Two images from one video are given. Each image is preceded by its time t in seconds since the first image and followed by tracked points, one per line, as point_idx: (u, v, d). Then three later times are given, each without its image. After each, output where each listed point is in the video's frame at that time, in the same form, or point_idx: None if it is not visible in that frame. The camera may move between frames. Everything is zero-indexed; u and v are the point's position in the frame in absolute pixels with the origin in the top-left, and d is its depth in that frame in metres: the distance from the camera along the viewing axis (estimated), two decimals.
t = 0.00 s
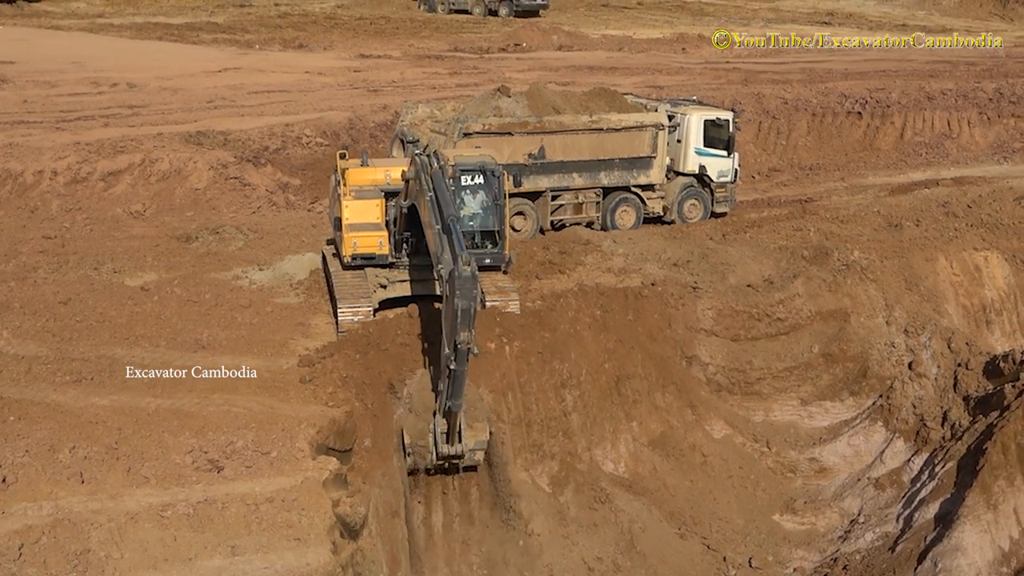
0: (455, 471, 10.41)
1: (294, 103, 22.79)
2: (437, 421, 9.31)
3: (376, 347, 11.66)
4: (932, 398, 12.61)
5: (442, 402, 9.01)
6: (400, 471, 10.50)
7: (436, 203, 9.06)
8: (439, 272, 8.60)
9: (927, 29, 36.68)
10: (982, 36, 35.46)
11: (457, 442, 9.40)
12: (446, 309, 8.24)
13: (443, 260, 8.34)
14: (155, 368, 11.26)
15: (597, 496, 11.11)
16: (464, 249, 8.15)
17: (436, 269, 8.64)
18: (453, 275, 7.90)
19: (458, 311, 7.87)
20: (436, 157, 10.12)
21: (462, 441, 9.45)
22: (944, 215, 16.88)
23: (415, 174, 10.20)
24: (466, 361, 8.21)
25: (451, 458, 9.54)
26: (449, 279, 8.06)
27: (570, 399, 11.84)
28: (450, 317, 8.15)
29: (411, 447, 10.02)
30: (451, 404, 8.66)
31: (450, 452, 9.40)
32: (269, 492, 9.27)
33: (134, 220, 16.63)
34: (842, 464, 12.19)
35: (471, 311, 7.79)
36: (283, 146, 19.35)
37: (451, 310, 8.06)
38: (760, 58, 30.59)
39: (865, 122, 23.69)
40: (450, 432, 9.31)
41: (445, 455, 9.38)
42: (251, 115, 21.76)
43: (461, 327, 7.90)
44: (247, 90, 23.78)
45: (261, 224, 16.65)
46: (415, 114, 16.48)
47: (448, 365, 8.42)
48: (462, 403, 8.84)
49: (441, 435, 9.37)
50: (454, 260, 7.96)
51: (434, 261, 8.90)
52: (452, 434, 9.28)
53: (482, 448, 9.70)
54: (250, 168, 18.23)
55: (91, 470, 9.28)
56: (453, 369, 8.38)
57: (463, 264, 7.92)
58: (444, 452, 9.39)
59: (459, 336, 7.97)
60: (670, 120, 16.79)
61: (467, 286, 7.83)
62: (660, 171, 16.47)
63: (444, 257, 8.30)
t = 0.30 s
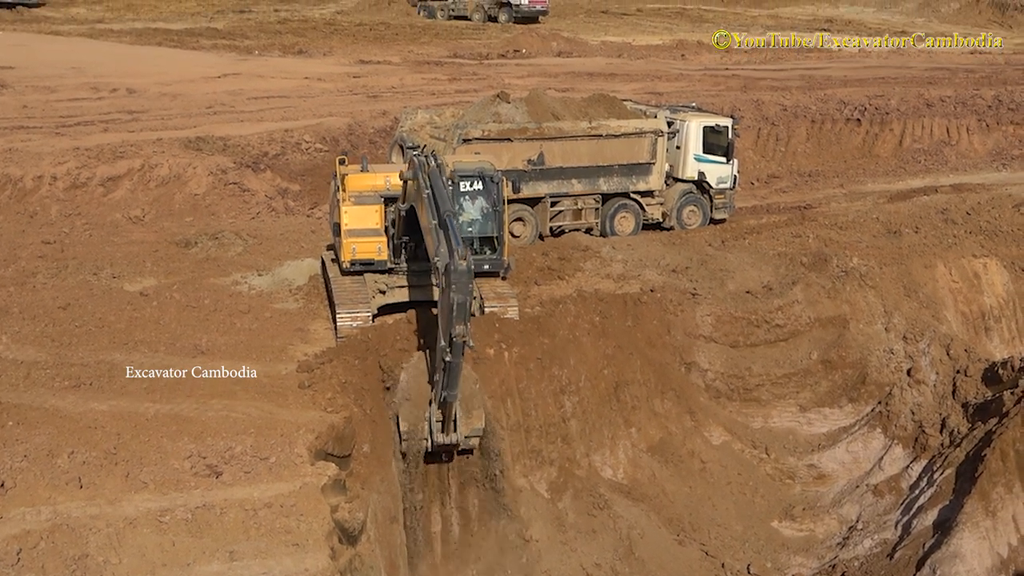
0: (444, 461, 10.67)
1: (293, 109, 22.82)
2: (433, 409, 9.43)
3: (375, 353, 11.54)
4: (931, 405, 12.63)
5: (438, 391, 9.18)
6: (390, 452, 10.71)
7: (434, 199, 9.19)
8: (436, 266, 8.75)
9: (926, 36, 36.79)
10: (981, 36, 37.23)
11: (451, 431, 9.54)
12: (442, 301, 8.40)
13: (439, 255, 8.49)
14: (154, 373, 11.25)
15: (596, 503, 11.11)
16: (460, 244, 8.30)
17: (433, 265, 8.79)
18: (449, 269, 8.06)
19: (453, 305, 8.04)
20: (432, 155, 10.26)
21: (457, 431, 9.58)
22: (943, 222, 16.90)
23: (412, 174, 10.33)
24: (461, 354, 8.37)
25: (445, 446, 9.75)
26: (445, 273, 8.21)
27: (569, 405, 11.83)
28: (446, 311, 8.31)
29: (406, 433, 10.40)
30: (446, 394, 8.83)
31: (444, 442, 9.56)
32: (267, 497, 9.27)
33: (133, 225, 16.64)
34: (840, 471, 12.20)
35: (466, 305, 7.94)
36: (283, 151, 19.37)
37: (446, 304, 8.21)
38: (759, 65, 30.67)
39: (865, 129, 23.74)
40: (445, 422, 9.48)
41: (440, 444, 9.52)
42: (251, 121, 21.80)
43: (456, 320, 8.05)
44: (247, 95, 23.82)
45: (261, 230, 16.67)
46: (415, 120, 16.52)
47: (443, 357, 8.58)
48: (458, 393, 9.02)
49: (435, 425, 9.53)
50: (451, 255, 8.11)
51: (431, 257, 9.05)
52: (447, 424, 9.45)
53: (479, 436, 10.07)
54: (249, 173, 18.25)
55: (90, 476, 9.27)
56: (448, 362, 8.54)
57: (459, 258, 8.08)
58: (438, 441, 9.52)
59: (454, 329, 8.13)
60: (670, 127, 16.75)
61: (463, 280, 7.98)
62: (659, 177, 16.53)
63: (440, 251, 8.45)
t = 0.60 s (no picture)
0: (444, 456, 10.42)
1: (293, 113, 22.85)
2: (433, 398, 9.22)
3: (374, 357, 11.64)
4: (930, 410, 12.64)
5: (438, 376, 8.95)
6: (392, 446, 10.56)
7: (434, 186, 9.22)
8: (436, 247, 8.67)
9: (926, 42, 36.84)
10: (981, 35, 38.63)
11: (453, 420, 9.26)
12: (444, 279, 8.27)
13: (440, 235, 8.43)
14: (153, 376, 11.25)
15: (595, 508, 11.10)
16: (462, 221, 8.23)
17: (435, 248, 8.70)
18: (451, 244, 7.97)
19: (454, 280, 7.91)
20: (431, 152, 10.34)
21: (459, 419, 9.29)
22: (943, 227, 16.91)
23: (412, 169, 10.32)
24: (462, 332, 8.21)
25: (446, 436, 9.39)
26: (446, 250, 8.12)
27: (568, 410, 11.83)
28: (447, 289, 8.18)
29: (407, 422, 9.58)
30: (445, 378, 8.65)
31: (446, 430, 9.24)
32: (266, 501, 9.26)
33: (133, 229, 16.66)
34: (840, 476, 12.18)
35: (467, 279, 7.81)
36: (282, 156, 19.38)
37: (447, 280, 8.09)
38: (759, 69, 30.73)
39: (864, 134, 23.77)
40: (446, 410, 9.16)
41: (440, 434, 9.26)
42: (251, 125, 21.82)
43: (457, 295, 7.91)
44: (247, 99, 23.85)
45: (260, 234, 16.68)
46: (415, 125, 16.55)
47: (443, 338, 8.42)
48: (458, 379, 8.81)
49: (437, 413, 9.22)
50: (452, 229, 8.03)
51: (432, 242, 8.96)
52: (448, 413, 9.12)
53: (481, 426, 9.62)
54: (249, 178, 18.27)
55: (89, 479, 9.26)
56: (449, 342, 8.36)
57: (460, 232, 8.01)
58: (439, 429, 9.23)
59: (455, 305, 7.98)
60: (670, 131, 16.85)
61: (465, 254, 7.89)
62: (659, 182, 16.52)
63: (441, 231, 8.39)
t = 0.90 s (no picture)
0: (454, 441, 10.44)
1: (293, 117, 22.87)
2: (441, 379, 9.20)
3: (372, 362, 11.63)
4: (929, 415, 12.66)
5: (444, 353, 8.97)
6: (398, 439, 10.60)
7: (437, 168, 9.38)
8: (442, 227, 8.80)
9: (925, 47, 36.90)
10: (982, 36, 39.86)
11: (460, 402, 9.22)
12: (452, 253, 8.38)
13: (446, 211, 8.55)
14: (152, 380, 11.24)
15: (593, 512, 11.05)
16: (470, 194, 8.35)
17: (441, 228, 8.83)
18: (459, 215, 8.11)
19: (463, 250, 8.01)
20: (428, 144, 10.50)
21: (466, 401, 9.24)
22: (942, 232, 16.93)
23: (412, 162, 10.44)
24: (470, 304, 8.28)
25: (452, 420, 9.36)
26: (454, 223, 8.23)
27: (567, 414, 11.84)
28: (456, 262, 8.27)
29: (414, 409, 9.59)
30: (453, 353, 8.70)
31: (452, 413, 9.21)
32: (265, 505, 9.26)
33: (132, 233, 16.66)
34: (839, 481, 12.14)
35: (475, 248, 7.92)
36: (282, 160, 19.39)
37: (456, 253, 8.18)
38: (758, 74, 30.81)
39: (863, 138, 23.81)
40: (453, 392, 9.20)
41: (448, 415, 9.20)
42: (251, 129, 21.85)
43: (466, 265, 8.00)
44: (246, 104, 23.87)
45: (259, 238, 16.68)
46: (415, 129, 16.56)
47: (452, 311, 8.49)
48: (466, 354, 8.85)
49: (444, 395, 9.23)
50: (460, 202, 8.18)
51: (436, 223, 9.06)
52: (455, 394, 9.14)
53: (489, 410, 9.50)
54: (248, 182, 18.27)
55: (87, 483, 9.26)
56: (457, 315, 8.43)
57: (467, 203, 8.16)
58: (445, 411, 9.20)
59: (464, 276, 8.06)
60: (669, 136, 16.91)
61: (473, 224, 7.99)
62: (658, 187, 16.54)
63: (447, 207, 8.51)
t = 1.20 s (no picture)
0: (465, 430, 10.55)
1: (292, 121, 22.88)
2: (455, 360, 8.88)
3: (371, 365, 11.73)
4: (928, 419, 12.68)
5: (460, 331, 8.79)
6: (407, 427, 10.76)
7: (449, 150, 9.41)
8: (457, 202, 8.72)
9: (924, 51, 36.96)
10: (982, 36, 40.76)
11: (474, 383, 8.88)
12: (469, 226, 8.32)
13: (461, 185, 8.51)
14: (151, 384, 11.24)
15: (592, 516, 11.00)
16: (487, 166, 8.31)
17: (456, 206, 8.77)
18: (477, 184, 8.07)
19: (480, 218, 7.95)
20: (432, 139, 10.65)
21: (481, 384, 8.90)
22: (940, 237, 16.96)
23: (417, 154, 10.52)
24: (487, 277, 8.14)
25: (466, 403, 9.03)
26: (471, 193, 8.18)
27: (566, 418, 11.86)
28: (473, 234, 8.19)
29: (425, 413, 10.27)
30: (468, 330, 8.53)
31: (466, 395, 8.86)
32: (263, 509, 9.25)
33: (131, 237, 16.67)
34: (838, 485, 12.11)
35: (493, 215, 7.85)
36: (281, 163, 19.40)
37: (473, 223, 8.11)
38: (757, 78, 30.85)
39: (862, 143, 23.84)
40: (468, 374, 8.84)
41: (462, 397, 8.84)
42: (250, 133, 21.86)
43: (483, 233, 7.92)
44: (246, 107, 23.88)
45: (258, 242, 16.68)
46: (414, 132, 16.60)
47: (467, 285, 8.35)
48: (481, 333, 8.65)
49: (459, 378, 8.90)
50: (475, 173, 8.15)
51: (450, 202, 9.01)
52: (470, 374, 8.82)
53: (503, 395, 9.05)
54: (247, 185, 18.27)
55: (86, 487, 9.25)
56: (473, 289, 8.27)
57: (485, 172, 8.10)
58: (460, 393, 8.85)
59: (481, 246, 7.97)
60: (668, 140, 16.83)
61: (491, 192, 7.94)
62: (657, 191, 16.57)
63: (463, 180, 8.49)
